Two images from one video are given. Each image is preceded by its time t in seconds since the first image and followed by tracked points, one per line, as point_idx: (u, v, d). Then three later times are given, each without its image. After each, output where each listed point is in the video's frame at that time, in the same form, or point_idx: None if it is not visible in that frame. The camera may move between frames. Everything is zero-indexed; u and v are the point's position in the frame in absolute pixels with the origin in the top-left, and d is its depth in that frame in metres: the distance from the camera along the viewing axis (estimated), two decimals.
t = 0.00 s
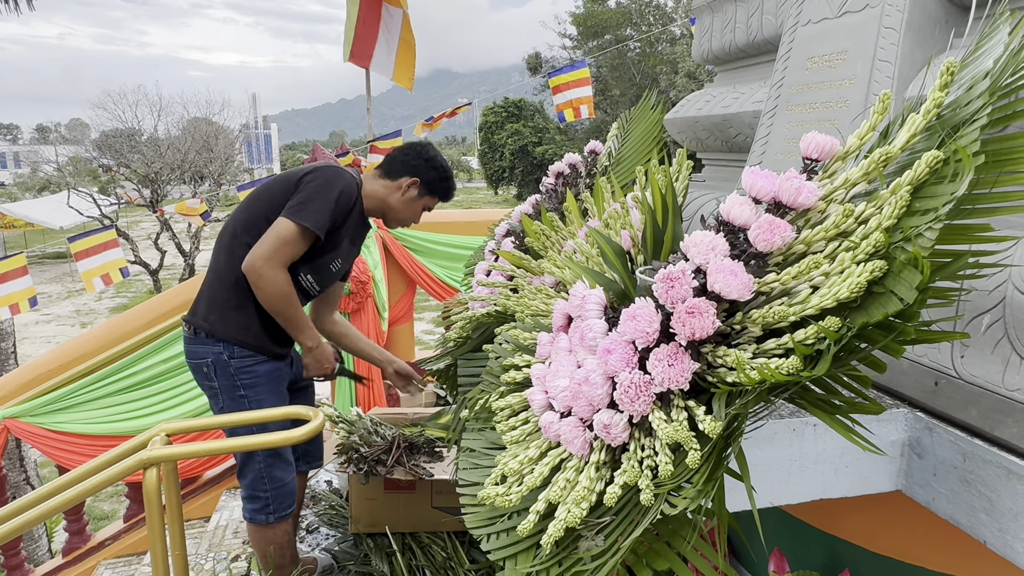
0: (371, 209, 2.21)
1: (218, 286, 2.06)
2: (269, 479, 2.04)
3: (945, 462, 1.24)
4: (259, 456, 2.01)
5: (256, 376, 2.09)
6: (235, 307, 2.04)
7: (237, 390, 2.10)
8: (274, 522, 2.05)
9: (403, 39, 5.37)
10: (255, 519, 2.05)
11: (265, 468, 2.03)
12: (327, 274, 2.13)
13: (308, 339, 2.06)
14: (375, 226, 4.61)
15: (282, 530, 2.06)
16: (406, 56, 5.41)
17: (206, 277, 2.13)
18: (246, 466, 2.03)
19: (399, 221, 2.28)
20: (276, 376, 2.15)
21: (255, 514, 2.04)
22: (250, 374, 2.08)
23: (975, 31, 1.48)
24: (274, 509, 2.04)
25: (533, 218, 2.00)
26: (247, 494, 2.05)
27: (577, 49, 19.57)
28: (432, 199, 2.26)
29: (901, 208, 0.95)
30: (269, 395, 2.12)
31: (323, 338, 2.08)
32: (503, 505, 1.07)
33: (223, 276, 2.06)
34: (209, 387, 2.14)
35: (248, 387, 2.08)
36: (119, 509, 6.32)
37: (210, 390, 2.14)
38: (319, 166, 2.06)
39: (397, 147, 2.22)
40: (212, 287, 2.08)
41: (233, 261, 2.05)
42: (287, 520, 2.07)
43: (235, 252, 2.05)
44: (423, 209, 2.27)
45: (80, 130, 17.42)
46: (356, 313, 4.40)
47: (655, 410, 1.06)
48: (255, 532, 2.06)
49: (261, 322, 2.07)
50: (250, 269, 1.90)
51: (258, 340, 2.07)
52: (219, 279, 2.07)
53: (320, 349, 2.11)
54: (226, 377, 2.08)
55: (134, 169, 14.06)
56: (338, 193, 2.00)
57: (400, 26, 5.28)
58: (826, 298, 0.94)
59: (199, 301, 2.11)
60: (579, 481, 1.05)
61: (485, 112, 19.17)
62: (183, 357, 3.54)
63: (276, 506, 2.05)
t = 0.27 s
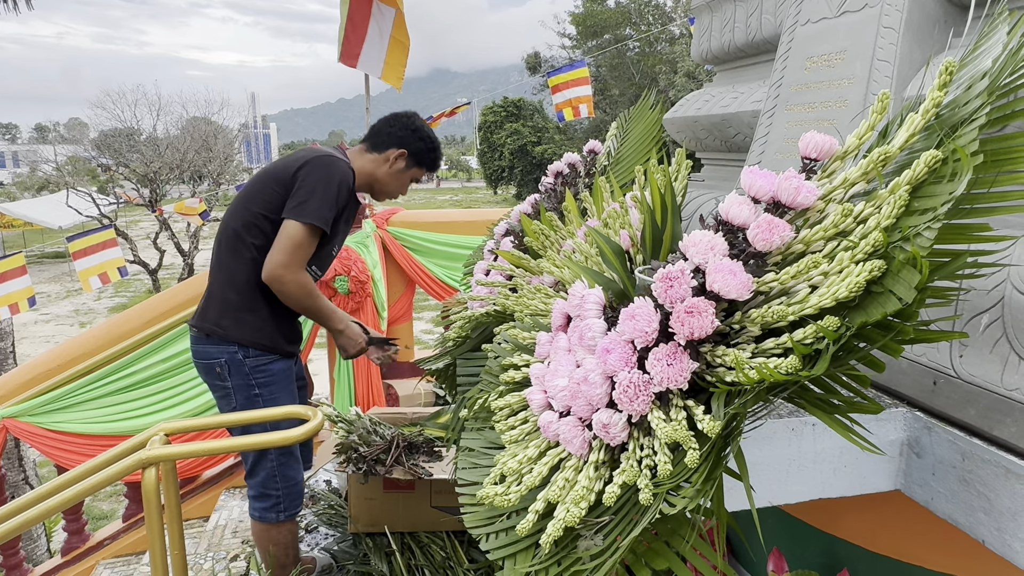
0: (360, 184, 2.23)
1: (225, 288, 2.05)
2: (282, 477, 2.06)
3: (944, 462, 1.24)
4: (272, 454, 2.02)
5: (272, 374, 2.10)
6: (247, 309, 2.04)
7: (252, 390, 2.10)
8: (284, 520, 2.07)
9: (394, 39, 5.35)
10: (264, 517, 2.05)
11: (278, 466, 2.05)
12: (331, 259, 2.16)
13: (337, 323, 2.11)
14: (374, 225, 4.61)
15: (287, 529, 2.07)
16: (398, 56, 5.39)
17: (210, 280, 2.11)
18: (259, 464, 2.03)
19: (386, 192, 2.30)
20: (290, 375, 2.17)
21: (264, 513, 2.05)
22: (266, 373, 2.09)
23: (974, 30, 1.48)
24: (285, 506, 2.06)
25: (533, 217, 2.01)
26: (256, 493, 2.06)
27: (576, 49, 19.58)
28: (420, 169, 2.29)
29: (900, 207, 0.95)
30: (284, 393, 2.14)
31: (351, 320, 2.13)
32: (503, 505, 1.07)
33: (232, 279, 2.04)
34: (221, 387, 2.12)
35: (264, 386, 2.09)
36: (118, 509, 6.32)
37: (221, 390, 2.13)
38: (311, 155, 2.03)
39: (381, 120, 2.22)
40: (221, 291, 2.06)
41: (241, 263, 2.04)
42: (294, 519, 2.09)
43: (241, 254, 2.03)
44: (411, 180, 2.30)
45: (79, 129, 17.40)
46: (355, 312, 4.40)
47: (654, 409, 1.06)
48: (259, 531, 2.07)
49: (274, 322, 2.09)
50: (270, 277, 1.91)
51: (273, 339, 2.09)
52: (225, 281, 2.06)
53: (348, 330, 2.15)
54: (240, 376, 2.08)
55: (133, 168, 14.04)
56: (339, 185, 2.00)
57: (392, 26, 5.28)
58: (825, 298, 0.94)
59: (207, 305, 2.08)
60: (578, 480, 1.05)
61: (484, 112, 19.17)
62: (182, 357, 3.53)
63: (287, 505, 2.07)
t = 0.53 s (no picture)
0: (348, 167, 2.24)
1: (229, 288, 2.05)
2: (288, 475, 2.06)
3: (943, 461, 1.25)
4: (280, 451, 2.03)
5: (281, 372, 2.11)
6: (257, 309, 2.04)
7: (261, 388, 2.09)
8: (289, 518, 2.07)
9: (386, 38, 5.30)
10: (269, 515, 2.05)
11: (285, 463, 2.05)
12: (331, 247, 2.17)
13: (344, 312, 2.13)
14: (374, 224, 4.61)
15: (290, 528, 2.07)
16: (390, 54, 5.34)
17: (212, 281, 2.09)
18: (266, 461, 2.03)
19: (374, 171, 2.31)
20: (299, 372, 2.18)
21: (270, 510, 2.05)
22: (275, 371, 2.09)
23: (973, 30, 1.48)
24: (292, 504, 2.06)
25: (532, 216, 2.01)
26: (262, 490, 2.06)
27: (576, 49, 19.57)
28: (408, 145, 2.29)
29: (899, 206, 0.95)
30: (293, 391, 2.15)
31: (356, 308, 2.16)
32: (502, 504, 1.07)
33: (237, 278, 2.04)
34: (229, 386, 2.11)
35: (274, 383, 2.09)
36: (117, 509, 6.32)
37: (229, 389, 2.12)
38: (300, 145, 2.01)
39: (364, 100, 2.20)
40: (226, 291, 2.05)
41: (245, 261, 2.03)
42: (298, 517, 2.09)
43: (243, 251, 2.03)
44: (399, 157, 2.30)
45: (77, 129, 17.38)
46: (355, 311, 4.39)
47: (653, 408, 1.06)
48: (262, 529, 2.06)
49: (282, 320, 2.09)
50: (278, 272, 1.92)
51: (281, 336, 2.09)
52: (230, 281, 2.05)
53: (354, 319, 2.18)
54: (250, 374, 2.07)
55: (132, 168, 14.02)
56: (334, 173, 1.99)
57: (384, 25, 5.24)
58: (824, 296, 0.94)
59: (212, 307, 2.07)
60: (577, 480, 1.05)
61: (483, 112, 19.17)
62: (181, 356, 3.53)
63: (293, 502, 2.07)
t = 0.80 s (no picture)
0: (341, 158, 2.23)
1: (230, 287, 2.05)
2: (290, 473, 2.06)
3: (943, 461, 1.25)
4: (282, 450, 2.03)
5: (283, 370, 2.11)
6: (259, 308, 2.04)
7: (264, 387, 2.10)
8: (290, 516, 2.07)
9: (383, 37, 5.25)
10: (271, 513, 2.05)
11: (286, 461, 2.05)
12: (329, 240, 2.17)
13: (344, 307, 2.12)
14: (373, 224, 4.61)
15: (291, 526, 2.07)
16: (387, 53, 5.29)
17: (213, 281, 2.09)
18: (267, 460, 2.04)
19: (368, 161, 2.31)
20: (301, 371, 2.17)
21: (272, 508, 2.06)
22: (278, 369, 2.09)
23: (973, 30, 1.48)
24: (293, 502, 2.06)
25: (531, 216, 2.01)
26: (263, 488, 2.06)
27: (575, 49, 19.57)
28: (399, 131, 2.29)
29: (899, 206, 0.95)
30: (295, 389, 2.15)
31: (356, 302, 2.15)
32: (502, 504, 1.07)
33: (238, 277, 2.04)
34: (232, 384, 2.11)
35: (277, 381, 2.09)
36: (116, 509, 6.31)
37: (232, 388, 2.12)
38: (293, 139, 2.01)
39: (352, 90, 2.21)
40: (227, 291, 2.05)
41: (245, 260, 2.03)
42: (299, 516, 2.09)
43: (241, 249, 2.03)
44: (392, 144, 2.30)
45: (77, 129, 17.37)
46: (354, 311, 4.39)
47: (653, 408, 1.06)
48: (263, 527, 2.06)
49: (285, 319, 2.09)
50: (277, 267, 1.92)
51: (283, 335, 2.09)
52: (230, 279, 2.05)
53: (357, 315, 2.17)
54: (253, 372, 2.08)
55: (132, 168, 14.02)
56: (329, 166, 1.99)
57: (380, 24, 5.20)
58: (824, 296, 0.94)
59: (214, 307, 2.07)
60: (577, 480, 1.05)
61: (483, 111, 19.16)
62: (180, 356, 3.52)
63: (295, 500, 2.07)
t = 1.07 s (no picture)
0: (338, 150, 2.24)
1: (231, 288, 2.05)
2: (292, 471, 2.06)
3: (942, 461, 1.25)
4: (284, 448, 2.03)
5: (287, 368, 2.11)
6: (261, 307, 2.04)
7: (267, 385, 2.09)
8: (292, 514, 2.06)
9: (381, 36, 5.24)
10: (273, 511, 2.05)
11: (289, 460, 2.06)
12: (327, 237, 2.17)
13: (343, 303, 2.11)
14: (373, 224, 4.61)
15: (292, 525, 2.07)
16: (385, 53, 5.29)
17: (216, 282, 2.10)
18: (270, 459, 2.04)
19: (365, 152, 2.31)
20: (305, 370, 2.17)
21: (274, 506, 2.06)
22: (282, 367, 2.09)
23: (973, 30, 1.47)
24: (295, 501, 2.06)
25: (531, 216, 2.01)
26: (265, 487, 2.06)
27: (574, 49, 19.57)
28: (393, 119, 2.28)
29: (899, 206, 0.95)
30: (299, 387, 2.15)
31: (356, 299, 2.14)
32: (501, 504, 1.07)
33: (240, 278, 2.04)
34: (236, 382, 2.12)
35: (280, 379, 2.08)
36: (116, 509, 6.31)
37: (235, 386, 2.12)
38: (287, 137, 2.00)
39: (343, 82, 2.21)
40: (229, 292, 2.05)
41: (245, 260, 2.03)
42: (301, 514, 2.09)
43: (240, 249, 2.03)
44: (387, 133, 2.29)
45: (76, 129, 17.36)
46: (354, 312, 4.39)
47: (652, 408, 1.06)
48: (264, 525, 2.06)
49: (287, 319, 2.08)
50: (274, 266, 1.92)
51: (286, 333, 2.08)
52: (230, 280, 2.06)
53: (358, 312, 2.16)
54: (256, 371, 2.08)
55: (131, 168, 14.01)
56: (324, 163, 1.99)
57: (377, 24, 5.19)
58: (824, 296, 0.94)
59: (217, 308, 2.07)
60: (576, 480, 1.05)
61: (482, 111, 19.15)
62: (180, 356, 3.52)
63: (296, 498, 2.07)
